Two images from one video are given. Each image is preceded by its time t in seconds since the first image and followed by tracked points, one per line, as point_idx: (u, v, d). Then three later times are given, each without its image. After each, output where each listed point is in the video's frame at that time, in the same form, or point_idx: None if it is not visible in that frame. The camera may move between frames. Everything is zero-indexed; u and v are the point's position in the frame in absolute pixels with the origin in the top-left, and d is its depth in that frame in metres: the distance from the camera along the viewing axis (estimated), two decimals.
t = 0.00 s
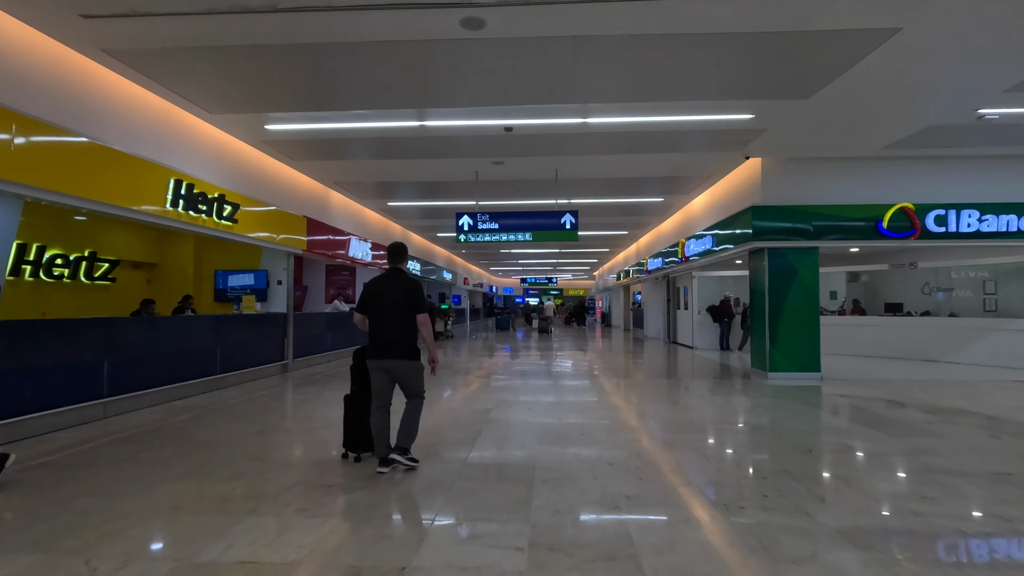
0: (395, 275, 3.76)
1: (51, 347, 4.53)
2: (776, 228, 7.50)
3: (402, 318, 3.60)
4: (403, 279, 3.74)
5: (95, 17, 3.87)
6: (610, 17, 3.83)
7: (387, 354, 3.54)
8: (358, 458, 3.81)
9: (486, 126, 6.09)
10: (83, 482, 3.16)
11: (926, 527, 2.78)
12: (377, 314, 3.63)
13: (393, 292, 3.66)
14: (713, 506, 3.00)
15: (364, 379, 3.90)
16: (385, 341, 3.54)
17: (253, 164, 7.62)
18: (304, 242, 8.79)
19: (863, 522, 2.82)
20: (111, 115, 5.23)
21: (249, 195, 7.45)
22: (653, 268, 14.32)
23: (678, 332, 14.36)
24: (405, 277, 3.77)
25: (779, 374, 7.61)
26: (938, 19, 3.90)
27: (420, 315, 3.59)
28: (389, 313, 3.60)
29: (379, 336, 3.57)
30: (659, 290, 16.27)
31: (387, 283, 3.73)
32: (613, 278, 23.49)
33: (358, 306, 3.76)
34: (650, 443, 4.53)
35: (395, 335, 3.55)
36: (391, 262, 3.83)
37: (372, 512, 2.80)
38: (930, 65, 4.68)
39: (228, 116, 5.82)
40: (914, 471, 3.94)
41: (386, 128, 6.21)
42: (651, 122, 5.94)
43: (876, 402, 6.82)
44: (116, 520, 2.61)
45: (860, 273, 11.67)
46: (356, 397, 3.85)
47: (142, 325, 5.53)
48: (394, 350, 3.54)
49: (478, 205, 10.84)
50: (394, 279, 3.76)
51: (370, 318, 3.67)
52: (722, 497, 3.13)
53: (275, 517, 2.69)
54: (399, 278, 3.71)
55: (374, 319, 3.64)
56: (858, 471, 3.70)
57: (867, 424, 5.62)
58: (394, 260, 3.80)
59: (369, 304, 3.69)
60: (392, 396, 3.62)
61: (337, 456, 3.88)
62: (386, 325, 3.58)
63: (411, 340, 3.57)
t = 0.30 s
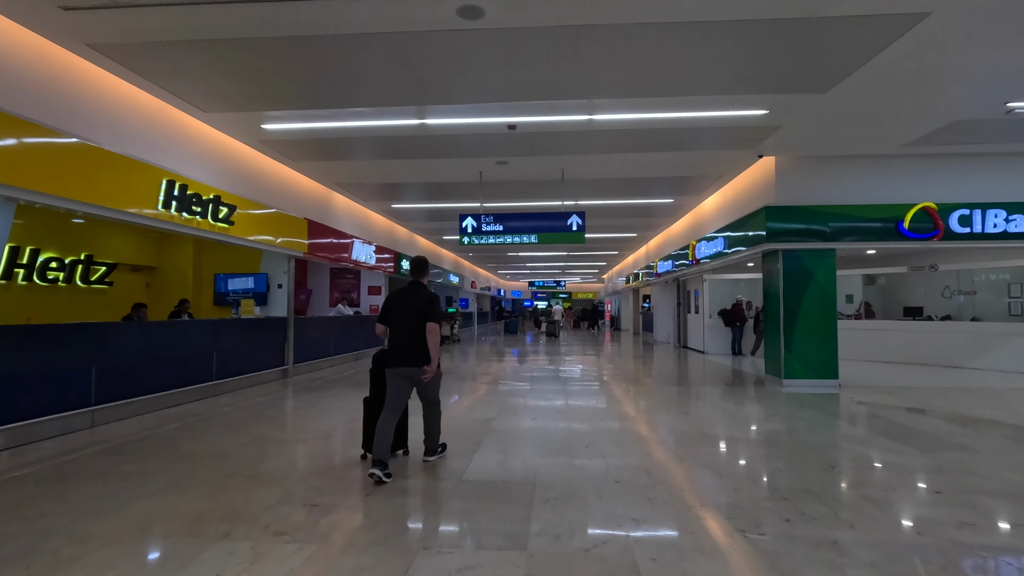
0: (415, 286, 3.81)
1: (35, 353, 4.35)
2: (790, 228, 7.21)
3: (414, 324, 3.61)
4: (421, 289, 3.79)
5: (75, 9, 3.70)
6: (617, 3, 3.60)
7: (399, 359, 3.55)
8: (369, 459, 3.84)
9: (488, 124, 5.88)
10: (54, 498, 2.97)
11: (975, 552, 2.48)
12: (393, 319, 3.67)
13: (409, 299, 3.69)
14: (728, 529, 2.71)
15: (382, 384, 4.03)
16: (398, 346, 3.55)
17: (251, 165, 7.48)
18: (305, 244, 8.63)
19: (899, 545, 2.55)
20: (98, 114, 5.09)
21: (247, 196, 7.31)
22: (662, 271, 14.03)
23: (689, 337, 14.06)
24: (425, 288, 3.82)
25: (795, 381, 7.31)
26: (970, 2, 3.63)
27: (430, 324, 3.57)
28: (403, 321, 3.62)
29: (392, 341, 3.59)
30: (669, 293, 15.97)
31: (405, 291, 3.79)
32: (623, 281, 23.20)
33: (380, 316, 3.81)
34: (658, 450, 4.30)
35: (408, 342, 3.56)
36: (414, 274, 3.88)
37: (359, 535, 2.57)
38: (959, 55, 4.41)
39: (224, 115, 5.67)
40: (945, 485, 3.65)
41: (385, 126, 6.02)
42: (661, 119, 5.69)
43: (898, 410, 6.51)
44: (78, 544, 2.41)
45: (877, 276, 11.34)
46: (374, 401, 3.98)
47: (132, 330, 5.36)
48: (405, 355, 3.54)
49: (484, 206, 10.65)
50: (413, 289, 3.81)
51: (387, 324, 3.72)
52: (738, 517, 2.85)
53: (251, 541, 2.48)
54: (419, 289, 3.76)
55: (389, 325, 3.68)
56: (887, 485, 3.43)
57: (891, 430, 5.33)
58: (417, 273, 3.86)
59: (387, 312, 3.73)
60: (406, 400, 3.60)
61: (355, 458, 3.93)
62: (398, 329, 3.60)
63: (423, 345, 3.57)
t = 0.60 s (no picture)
0: (437, 285, 3.87)
1: (21, 356, 4.19)
2: (807, 227, 6.93)
3: (444, 323, 3.72)
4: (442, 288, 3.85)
5: None
6: None
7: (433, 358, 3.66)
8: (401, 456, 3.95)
9: (493, 119, 5.67)
10: (24, 512, 2.79)
11: None
12: (421, 319, 3.76)
13: (434, 298, 3.78)
14: (755, 556, 2.42)
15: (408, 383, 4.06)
16: (428, 345, 3.66)
17: (252, 165, 7.34)
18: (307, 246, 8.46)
19: (945, 571, 2.28)
20: (93, 111, 4.94)
21: (248, 197, 7.17)
22: (673, 273, 13.75)
23: (700, 340, 13.75)
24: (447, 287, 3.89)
25: (813, 387, 7.01)
26: None
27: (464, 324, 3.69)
28: (430, 319, 3.72)
29: (424, 341, 3.69)
30: (679, 296, 15.67)
31: (427, 291, 3.87)
32: (632, 284, 22.88)
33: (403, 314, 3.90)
34: (671, 459, 4.05)
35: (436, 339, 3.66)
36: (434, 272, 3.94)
37: (346, 556, 2.34)
38: (993, 40, 4.13)
39: (220, 112, 5.51)
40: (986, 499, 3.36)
41: (386, 123, 5.82)
42: (672, 112, 5.44)
43: (925, 417, 6.17)
44: (38, 567, 2.21)
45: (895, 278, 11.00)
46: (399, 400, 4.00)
47: (123, 333, 5.18)
48: (439, 354, 3.65)
49: (490, 207, 10.44)
50: (435, 287, 3.88)
51: (414, 324, 3.80)
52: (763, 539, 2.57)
53: (227, 563, 2.26)
54: (442, 288, 3.83)
55: (418, 325, 3.77)
56: (923, 500, 3.15)
57: (919, 438, 5.03)
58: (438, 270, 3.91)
59: (413, 310, 3.82)
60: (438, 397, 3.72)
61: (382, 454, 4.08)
62: (429, 329, 3.69)
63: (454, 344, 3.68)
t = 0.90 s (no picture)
0: (458, 293, 3.88)
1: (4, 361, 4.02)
2: (826, 227, 6.64)
3: (466, 330, 3.75)
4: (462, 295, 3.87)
5: None
6: None
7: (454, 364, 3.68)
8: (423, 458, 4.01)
9: (496, 115, 5.45)
10: None
11: None
12: (442, 326, 3.77)
13: (455, 305, 3.81)
14: None
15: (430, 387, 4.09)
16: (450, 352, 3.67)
17: (253, 165, 7.18)
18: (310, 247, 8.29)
19: None
20: (84, 108, 4.76)
21: (248, 197, 7.00)
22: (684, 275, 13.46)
23: (712, 344, 13.44)
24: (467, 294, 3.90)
25: (833, 393, 6.70)
26: None
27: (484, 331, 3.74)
28: (453, 327, 3.74)
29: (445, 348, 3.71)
30: (691, 298, 15.35)
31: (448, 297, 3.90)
32: (642, 286, 22.56)
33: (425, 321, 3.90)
34: (685, 472, 3.79)
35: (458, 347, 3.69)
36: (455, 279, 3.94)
37: None
38: None
39: (215, 109, 5.34)
40: None
41: (386, 119, 5.62)
42: (684, 106, 5.19)
43: (953, 424, 5.85)
44: None
45: (915, 280, 10.64)
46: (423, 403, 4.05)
47: (113, 337, 5.00)
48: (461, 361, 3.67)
49: (496, 208, 10.23)
50: (456, 295, 3.89)
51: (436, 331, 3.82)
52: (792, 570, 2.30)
53: None
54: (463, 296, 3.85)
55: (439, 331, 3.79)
56: (965, 522, 2.87)
57: (950, 448, 4.73)
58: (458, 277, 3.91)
59: (434, 317, 3.82)
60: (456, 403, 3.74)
61: (388, 462, 3.97)
62: (450, 335, 3.71)
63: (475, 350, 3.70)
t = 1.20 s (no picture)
0: (479, 291, 4.14)
1: None
2: (846, 223, 6.35)
3: (487, 325, 4.01)
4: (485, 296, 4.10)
5: None
6: None
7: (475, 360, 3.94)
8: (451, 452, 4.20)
9: (500, 106, 5.24)
10: None
11: None
12: (466, 323, 4.03)
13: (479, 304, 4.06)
14: None
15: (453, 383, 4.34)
16: (476, 346, 3.94)
17: (253, 162, 7.03)
18: (312, 246, 8.14)
19: None
20: (73, 100, 4.60)
21: (249, 195, 6.87)
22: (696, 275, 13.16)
23: (725, 345, 13.12)
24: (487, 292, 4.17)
25: (854, 397, 6.41)
26: None
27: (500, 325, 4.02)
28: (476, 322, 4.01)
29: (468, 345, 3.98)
30: (703, 298, 15.03)
31: (472, 295, 4.14)
32: (652, 286, 22.23)
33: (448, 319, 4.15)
34: (699, 480, 3.56)
35: (482, 342, 3.94)
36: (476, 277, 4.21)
37: None
38: None
39: (211, 101, 5.19)
40: None
41: (386, 112, 5.43)
42: (697, 95, 4.94)
43: (983, 429, 5.54)
44: None
45: (937, 279, 10.29)
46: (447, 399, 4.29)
47: (106, 337, 4.84)
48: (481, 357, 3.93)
49: (503, 206, 10.03)
50: (477, 293, 4.15)
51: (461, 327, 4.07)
52: None
53: None
54: (483, 293, 4.11)
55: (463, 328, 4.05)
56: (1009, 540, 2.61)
57: (983, 453, 4.45)
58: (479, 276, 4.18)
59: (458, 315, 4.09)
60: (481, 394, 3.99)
61: (385, 468, 3.78)
62: (474, 332, 3.96)
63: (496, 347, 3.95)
